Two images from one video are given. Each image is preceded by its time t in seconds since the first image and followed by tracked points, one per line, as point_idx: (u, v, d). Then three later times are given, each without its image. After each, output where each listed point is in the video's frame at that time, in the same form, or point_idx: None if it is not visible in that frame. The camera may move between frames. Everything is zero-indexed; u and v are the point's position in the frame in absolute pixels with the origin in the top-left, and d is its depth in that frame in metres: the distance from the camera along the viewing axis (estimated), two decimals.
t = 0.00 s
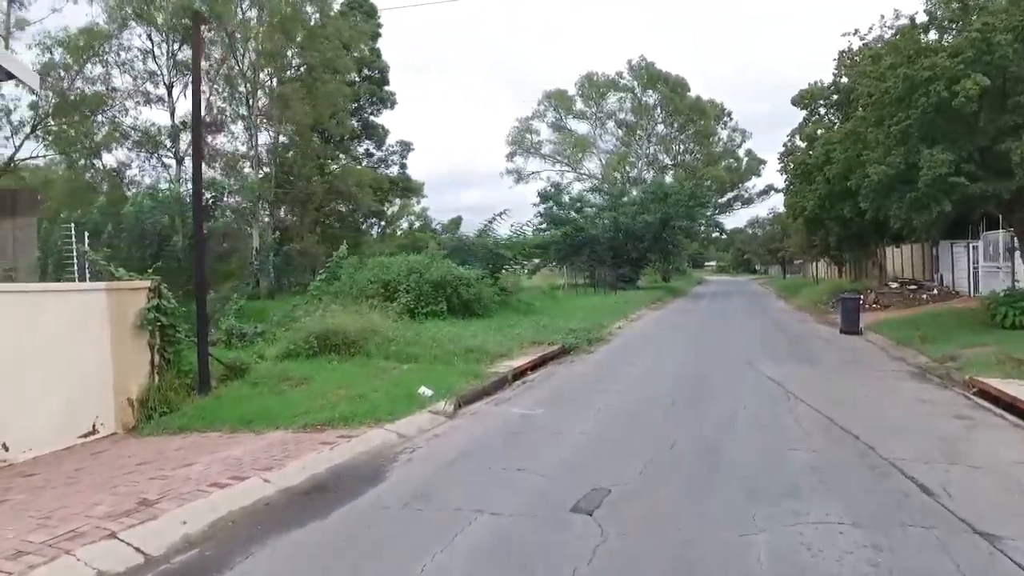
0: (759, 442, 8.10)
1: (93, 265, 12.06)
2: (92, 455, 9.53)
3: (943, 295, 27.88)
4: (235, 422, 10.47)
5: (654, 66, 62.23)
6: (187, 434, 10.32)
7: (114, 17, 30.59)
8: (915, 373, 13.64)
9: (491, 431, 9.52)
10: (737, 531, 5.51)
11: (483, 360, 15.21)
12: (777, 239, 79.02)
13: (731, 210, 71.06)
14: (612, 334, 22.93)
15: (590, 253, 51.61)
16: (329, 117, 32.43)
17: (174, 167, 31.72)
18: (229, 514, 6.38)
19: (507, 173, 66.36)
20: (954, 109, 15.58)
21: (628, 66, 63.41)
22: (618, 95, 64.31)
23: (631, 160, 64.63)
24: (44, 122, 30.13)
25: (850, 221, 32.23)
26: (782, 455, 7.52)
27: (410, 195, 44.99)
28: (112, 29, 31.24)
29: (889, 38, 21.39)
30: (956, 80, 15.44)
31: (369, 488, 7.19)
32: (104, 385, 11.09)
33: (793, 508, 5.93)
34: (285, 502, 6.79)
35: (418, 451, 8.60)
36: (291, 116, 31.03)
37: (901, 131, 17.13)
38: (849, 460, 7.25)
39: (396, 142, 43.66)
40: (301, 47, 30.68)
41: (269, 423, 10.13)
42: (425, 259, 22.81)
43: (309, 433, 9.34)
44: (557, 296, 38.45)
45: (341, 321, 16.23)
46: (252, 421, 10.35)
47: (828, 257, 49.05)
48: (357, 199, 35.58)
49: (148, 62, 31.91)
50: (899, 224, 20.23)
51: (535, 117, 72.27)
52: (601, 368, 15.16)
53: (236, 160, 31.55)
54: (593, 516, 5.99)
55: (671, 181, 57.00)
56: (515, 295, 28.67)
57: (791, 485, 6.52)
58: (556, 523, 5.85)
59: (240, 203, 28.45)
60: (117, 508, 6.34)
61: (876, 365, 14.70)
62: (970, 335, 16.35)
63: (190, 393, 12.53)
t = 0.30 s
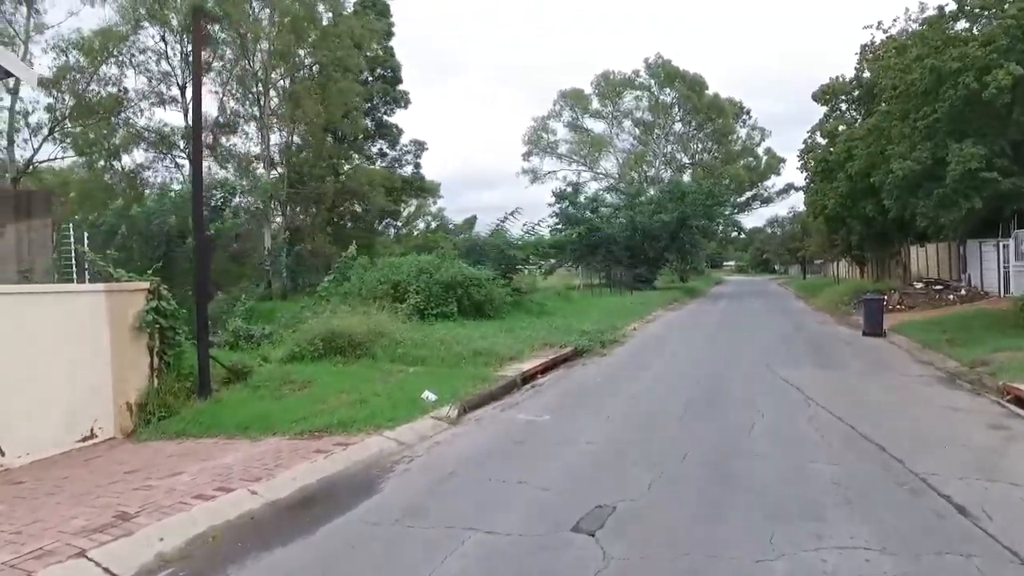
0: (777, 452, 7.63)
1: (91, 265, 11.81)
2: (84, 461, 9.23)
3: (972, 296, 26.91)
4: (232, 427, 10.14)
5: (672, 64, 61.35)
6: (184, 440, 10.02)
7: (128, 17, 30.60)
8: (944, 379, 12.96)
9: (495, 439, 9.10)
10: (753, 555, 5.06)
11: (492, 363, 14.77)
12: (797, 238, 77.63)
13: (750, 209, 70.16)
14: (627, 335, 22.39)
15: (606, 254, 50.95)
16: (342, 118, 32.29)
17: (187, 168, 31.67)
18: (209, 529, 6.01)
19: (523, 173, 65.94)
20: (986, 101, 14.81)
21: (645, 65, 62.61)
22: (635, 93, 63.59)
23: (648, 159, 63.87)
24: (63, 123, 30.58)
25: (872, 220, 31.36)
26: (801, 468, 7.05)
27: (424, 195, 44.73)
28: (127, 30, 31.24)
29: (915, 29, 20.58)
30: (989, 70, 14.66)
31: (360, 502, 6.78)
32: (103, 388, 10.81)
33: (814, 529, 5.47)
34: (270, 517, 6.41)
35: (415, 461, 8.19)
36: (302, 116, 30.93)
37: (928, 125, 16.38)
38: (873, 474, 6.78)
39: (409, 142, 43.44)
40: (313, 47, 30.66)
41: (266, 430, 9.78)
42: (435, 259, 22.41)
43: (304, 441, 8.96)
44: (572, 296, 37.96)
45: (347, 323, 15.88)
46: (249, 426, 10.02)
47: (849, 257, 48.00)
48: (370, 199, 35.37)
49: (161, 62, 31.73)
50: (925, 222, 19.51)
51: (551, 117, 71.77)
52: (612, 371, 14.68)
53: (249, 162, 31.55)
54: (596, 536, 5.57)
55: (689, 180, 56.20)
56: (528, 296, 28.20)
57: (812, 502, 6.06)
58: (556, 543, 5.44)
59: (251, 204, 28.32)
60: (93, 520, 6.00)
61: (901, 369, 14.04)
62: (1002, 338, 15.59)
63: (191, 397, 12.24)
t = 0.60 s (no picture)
0: (790, 465, 7.11)
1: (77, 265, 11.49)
2: (63, 469, 8.88)
3: (993, 296, 26.12)
4: (219, 434, 9.76)
5: (683, 62, 60.60)
6: (169, 446, 9.65)
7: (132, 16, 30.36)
8: (966, 384, 12.36)
9: (490, 448, 8.64)
10: None
11: (494, 366, 14.33)
12: (810, 238, 76.43)
13: (763, 208, 69.33)
14: (636, 337, 21.87)
15: (617, 253, 50.25)
16: (348, 117, 32.02)
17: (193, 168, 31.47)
18: (175, 549, 5.60)
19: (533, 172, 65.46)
20: (1010, 93, 14.19)
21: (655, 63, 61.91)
22: (646, 92, 62.92)
23: (660, 158, 63.17)
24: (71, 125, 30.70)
25: (889, 218, 30.57)
26: (815, 483, 6.55)
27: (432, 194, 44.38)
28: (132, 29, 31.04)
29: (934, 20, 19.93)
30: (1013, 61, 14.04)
31: (341, 518, 6.35)
32: (89, 392, 10.47)
33: (828, 555, 4.98)
34: (242, 533, 6.00)
35: (404, 473, 7.74)
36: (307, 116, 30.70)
37: (948, 119, 15.77)
38: (895, 490, 6.25)
39: (417, 141, 43.10)
40: (318, 44, 30.34)
41: (253, 437, 9.40)
42: (440, 260, 21.99)
43: (291, 450, 8.55)
44: (581, 296, 37.42)
45: (346, 324, 15.51)
46: (235, 432, 9.67)
47: (865, 256, 47.12)
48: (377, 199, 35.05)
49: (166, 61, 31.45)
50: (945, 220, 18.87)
51: (562, 116, 71.24)
52: (619, 375, 14.16)
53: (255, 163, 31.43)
54: (589, 560, 5.10)
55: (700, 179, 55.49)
56: (535, 297, 27.73)
57: (827, 523, 5.57)
58: (545, 568, 4.99)
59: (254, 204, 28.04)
60: (51, 538, 5.61)
61: (921, 373, 13.41)
62: None
63: (182, 401, 11.89)
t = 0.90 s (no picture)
0: (799, 480, 6.64)
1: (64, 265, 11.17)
2: (41, 477, 8.55)
3: (1013, 297, 25.36)
4: (203, 441, 9.41)
5: (694, 60, 59.85)
6: (152, 453, 9.31)
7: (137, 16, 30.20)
8: (987, 389, 11.79)
9: (483, 457, 8.23)
10: None
11: (494, 370, 13.90)
12: (824, 237, 75.38)
13: (775, 207, 68.47)
14: (643, 339, 21.36)
15: (627, 253, 49.58)
16: (354, 116, 31.80)
17: (198, 168, 31.31)
18: (134, 569, 5.24)
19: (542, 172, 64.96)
20: None
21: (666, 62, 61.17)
22: (657, 91, 62.26)
23: (671, 158, 62.49)
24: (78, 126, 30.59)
25: (905, 217, 29.82)
26: (825, 500, 6.09)
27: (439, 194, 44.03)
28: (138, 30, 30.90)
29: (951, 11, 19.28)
30: None
31: (315, 535, 5.95)
32: (76, 396, 10.16)
33: None
34: (210, 551, 5.64)
35: (388, 484, 7.34)
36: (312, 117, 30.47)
37: (968, 112, 15.14)
38: (913, 509, 5.77)
39: (424, 140, 42.78)
40: (322, 42, 30.13)
41: (238, 444, 9.04)
42: (443, 260, 21.60)
43: (274, 458, 8.19)
44: (589, 297, 36.91)
45: (344, 326, 15.16)
46: (220, 438, 9.32)
47: (879, 256, 46.25)
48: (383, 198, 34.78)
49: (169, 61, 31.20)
50: (964, 218, 18.25)
51: (572, 115, 70.70)
52: (623, 379, 13.68)
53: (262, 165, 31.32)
54: None
55: (712, 178, 54.80)
56: (542, 298, 27.25)
57: (837, 546, 5.11)
58: None
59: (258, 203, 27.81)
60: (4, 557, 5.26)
61: (939, 378, 12.85)
62: None
63: (172, 406, 11.57)
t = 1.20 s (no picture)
0: (808, 495, 6.19)
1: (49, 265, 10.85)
2: (17, 485, 8.24)
3: None
4: (187, 446, 9.08)
5: (705, 58, 59.04)
6: (134, 460, 8.99)
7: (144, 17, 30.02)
8: (1009, 395, 11.23)
9: (474, 466, 7.84)
10: None
11: (494, 373, 13.50)
12: (839, 236, 74.34)
13: (788, 206, 67.57)
14: (651, 340, 20.88)
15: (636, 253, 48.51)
16: (359, 115, 31.52)
17: (203, 168, 31.19)
18: None
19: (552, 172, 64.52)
20: None
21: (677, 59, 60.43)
22: (668, 89, 61.55)
23: (682, 156, 61.79)
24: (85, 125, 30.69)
25: (921, 215, 29.08)
26: (835, 516, 5.66)
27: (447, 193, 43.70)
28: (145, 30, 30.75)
29: None
30: None
31: (287, 552, 5.57)
32: (60, 400, 9.85)
33: None
34: (172, 569, 5.27)
35: (371, 496, 6.95)
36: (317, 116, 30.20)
37: (990, 104, 14.54)
38: (933, 531, 5.28)
39: (432, 139, 42.45)
40: (325, 41, 29.85)
41: (222, 451, 8.70)
42: (447, 260, 21.22)
43: (257, 467, 7.84)
44: (598, 297, 36.45)
45: (341, 327, 14.81)
46: (204, 445, 8.98)
47: (895, 255, 45.40)
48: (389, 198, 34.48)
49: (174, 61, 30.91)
50: (985, 215, 17.64)
51: (583, 114, 70.17)
52: (627, 382, 13.20)
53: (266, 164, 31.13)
54: None
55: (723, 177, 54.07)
56: (548, 298, 26.82)
57: (849, 570, 4.68)
58: None
59: (264, 203, 27.55)
60: None
61: (957, 382, 12.30)
62: None
63: (162, 410, 11.26)
